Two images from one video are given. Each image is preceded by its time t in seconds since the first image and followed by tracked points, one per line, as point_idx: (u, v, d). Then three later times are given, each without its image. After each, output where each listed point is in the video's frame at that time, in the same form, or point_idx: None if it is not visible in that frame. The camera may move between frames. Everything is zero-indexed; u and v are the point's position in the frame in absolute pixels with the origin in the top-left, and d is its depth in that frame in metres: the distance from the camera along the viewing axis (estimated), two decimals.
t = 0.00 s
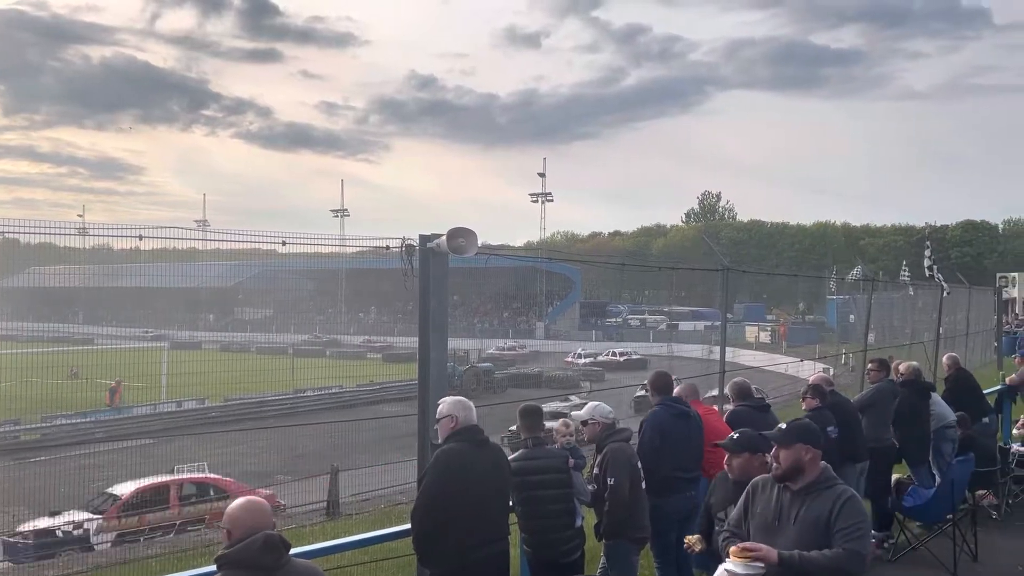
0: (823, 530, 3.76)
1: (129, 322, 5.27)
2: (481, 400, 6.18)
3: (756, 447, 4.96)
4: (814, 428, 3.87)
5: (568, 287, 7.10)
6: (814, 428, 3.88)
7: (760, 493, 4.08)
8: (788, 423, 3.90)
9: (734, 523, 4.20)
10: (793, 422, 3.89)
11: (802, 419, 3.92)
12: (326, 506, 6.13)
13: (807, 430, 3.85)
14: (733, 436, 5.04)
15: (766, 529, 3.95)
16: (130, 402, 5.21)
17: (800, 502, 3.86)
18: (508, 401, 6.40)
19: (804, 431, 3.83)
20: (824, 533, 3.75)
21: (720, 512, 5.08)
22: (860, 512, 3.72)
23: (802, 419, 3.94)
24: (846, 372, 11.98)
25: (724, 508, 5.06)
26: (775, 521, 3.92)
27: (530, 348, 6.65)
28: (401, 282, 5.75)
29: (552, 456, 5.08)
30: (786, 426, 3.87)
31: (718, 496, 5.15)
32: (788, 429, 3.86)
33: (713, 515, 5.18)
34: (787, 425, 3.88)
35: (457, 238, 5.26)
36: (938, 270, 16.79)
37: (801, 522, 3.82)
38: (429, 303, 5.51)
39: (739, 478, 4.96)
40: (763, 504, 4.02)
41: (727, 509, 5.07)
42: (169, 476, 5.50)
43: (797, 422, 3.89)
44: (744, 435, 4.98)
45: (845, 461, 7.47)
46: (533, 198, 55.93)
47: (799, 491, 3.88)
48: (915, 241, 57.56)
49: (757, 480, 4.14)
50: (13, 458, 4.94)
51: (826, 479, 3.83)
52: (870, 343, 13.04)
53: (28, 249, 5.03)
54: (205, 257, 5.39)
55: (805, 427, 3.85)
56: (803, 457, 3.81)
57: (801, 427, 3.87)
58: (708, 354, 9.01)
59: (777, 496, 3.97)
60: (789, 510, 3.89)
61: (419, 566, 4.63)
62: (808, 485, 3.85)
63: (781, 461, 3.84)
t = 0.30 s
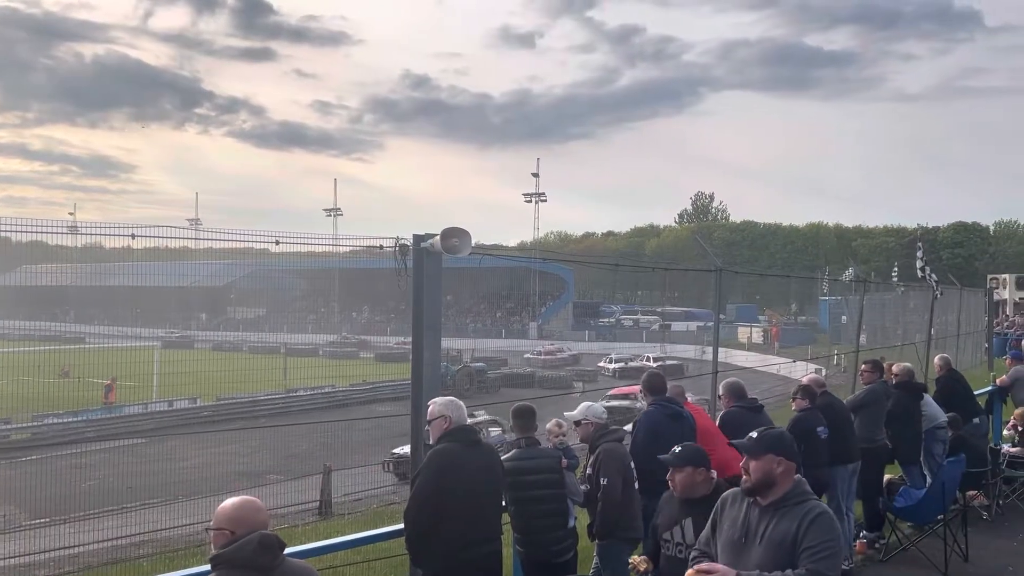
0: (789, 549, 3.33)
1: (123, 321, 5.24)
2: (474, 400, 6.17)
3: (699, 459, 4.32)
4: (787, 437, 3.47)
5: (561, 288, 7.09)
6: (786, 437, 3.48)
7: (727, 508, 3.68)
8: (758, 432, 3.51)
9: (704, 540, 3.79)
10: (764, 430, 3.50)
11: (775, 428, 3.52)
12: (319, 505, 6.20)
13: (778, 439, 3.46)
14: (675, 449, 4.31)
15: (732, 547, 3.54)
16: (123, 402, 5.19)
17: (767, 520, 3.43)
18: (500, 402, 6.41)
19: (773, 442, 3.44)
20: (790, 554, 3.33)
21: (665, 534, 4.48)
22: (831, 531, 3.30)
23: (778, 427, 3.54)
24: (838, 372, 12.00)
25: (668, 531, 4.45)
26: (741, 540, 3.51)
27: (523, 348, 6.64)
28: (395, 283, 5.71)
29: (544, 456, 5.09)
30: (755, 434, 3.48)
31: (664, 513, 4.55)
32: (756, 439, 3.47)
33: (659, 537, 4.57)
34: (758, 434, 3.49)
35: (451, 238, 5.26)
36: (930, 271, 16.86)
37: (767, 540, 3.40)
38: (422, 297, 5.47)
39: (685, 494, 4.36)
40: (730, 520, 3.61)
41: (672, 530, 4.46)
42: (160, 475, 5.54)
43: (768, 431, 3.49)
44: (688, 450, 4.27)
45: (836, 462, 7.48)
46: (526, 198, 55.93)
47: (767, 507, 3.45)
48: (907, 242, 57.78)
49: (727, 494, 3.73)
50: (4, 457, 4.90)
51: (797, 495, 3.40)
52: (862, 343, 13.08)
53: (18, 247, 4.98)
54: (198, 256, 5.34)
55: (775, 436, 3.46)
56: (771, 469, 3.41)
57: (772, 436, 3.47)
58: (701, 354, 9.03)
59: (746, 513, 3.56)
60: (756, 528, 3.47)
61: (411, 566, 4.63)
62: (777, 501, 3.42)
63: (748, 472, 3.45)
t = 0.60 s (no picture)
0: (747, 566, 3.26)
1: (117, 319, 5.23)
2: (470, 399, 6.17)
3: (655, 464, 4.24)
4: (747, 448, 3.43)
5: (557, 287, 7.09)
6: (746, 449, 3.43)
7: (688, 522, 3.62)
8: (718, 442, 3.47)
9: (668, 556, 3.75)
10: (723, 441, 3.46)
11: (735, 438, 3.48)
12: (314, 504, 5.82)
13: (737, 451, 3.41)
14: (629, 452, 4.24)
15: (692, 563, 3.48)
16: (119, 401, 5.17)
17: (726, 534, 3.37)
18: (496, 401, 6.40)
19: (731, 452, 3.39)
20: (748, 571, 3.25)
21: (619, 539, 4.46)
22: (791, 546, 3.22)
23: (738, 438, 3.50)
24: (832, 373, 12.03)
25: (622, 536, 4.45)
26: (700, 556, 3.45)
27: (519, 348, 6.63)
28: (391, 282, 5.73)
29: (542, 455, 5.09)
30: (715, 445, 3.44)
31: (615, 521, 4.52)
32: (715, 450, 3.43)
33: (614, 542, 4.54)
34: (717, 445, 3.45)
35: (448, 238, 5.27)
36: (924, 271, 16.89)
37: (725, 556, 3.33)
38: (419, 299, 5.65)
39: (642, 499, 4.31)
40: (692, 535, 3.56)
41: (627, 535, 4.43)
42: (155, 473, 5.50)
43: (727, 442, 3.45)
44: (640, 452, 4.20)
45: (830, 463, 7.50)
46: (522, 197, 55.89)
47: (726, 521, 3.40)
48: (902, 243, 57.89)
49: (689, 508, 3.68)
50: None
51: (757, 508, 3.35)
52: (857, 344, 13.10)
53: (12, 245, 4.92)
54: (193, 254, 5.34)
55: (735, 446, 3.42)
56: (730, 481, 3.36)
57: (732, 447, 3.43)
58: (698, 354, 8.99)
59: (706, 528, 3.50)
60: (715, 544, 3.41)
61: (408, 565, 4.62)
62: (736, 514, 3.37)
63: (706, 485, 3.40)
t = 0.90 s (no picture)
0: None
1: (115, 316, 5.23)
2: (467, 397, 6.16)
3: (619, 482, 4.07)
4: (686, 462, 3.29)
5: (555, 286, 7.09)
6: (684, 462, 3.29)
7: (622, 541, 3.45)
8: (655, 455, 3.32)
9: None
10: (660, 454, 3.31)
11: (672, 451, 3.33)
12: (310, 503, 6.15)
13: (675, 465, 3.27)
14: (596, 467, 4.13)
15: None
16: (117, 398, 5.19)
17: (661, 554, 3.20)
18: (494, 400, 6.36)
19: (669, 466, 3.25)
20: None
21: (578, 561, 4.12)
22: (730, 569, 3.06)
23: (676, 451, 3.35)
24: (830, 372, 12.04)
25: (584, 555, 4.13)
26: None
27: (517, 346, 6.62)
28: (390, 280, 5.71)
29: (540, 454, 5.09)
30: (651, 459, 3.29)
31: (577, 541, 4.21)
32: (652, 463, 3.28)
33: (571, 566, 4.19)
34: (653, 458, 3.30)
35: (446, 236, 5.27)
36: (922, 270, 16.91)
37: None
38: (416, 296, 5.63)
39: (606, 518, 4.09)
40: (626, 555, 3.38)
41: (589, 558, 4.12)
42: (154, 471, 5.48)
43: (664, 456, 3.30)
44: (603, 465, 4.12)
45: (827, 462, 7.50)
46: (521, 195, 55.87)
47: (662, 540, 3.23)
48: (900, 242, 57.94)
49: (622, 525, 3.51)
50: None
51: (694, 527, 3.19)
52: (854, 343, 13.11)
53: (11, 242, 4.88)
54: (190, 251, 5.29)
55: (673, 460, 3.28)
56: (668, 496, 3.21)
57: (670, 461, 3.28)
58: (695, 352, 9.01)
59: (639, 547, 3.33)
60: (647, 564, 3.23)
61: (405, 564, 4.61)
62: (673, 533, 3.21)
63: (642, 501, 3.24)
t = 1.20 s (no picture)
0: None
1: (114, 312, 5.21)
2: (468, 394, 6.15)
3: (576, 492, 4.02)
4: (628, 475, 3.20)
5: (556, 283, 7.09)
6: (627, 476, 3.21)
7: (566, 556, 3.32)
8: (595, 474, 3.20)
9: None
10: (601, 473, 3.19)
11: (612, 466, 3.23)
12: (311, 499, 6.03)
13: (619, 480, 3.18)
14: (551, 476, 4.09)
15: None
16: (119, 394, 5.18)
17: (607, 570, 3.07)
18: (495, 396, 6.35)
19: (614, 483, 3.14)
20: None
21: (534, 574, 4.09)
22: None
23: (616, 465, 3.26)
24: (831, 369, 12.04)
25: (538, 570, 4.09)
26: None
27: (518, 343, 6.61)
28: (390, 276, 5.68)
29: (540, 451, 5.10)
30: (593, 481, 3.16)
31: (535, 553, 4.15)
32: (595, 485, 3.15)
33: None
34: (595, 477, 3.18)
35: (446, 233, 5.27)
36: (923, 268, 16.88)
37: None
38: (417, 294, 5.54)
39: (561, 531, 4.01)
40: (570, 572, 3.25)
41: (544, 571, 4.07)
42: (156, 467, 5.55)
43: (607, 472, 3.20)
44: (562, 474, 4.07)
45: (827, 460, 7.51)
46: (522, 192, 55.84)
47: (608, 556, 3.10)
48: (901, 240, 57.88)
49: (566, 538, 3.39)
50: None
51: (643, 542, 3.07)
52: (855, 340, 13.10)
53: (11, 238, 4.92)
54: (191, 248, 5.35)
55: (616, 476, 3.18)
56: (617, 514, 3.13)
57: (612, 477, 3.19)
58: (697, 350, 8.82)
59: (585, 563, 3.20)
60: None
61: (404, 561, 4.62)
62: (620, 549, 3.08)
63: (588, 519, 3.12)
